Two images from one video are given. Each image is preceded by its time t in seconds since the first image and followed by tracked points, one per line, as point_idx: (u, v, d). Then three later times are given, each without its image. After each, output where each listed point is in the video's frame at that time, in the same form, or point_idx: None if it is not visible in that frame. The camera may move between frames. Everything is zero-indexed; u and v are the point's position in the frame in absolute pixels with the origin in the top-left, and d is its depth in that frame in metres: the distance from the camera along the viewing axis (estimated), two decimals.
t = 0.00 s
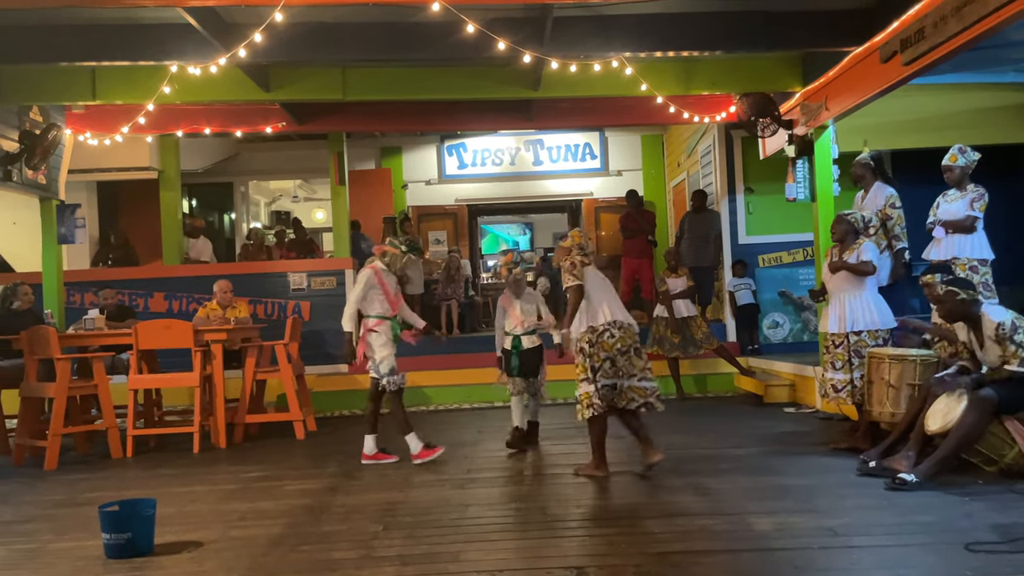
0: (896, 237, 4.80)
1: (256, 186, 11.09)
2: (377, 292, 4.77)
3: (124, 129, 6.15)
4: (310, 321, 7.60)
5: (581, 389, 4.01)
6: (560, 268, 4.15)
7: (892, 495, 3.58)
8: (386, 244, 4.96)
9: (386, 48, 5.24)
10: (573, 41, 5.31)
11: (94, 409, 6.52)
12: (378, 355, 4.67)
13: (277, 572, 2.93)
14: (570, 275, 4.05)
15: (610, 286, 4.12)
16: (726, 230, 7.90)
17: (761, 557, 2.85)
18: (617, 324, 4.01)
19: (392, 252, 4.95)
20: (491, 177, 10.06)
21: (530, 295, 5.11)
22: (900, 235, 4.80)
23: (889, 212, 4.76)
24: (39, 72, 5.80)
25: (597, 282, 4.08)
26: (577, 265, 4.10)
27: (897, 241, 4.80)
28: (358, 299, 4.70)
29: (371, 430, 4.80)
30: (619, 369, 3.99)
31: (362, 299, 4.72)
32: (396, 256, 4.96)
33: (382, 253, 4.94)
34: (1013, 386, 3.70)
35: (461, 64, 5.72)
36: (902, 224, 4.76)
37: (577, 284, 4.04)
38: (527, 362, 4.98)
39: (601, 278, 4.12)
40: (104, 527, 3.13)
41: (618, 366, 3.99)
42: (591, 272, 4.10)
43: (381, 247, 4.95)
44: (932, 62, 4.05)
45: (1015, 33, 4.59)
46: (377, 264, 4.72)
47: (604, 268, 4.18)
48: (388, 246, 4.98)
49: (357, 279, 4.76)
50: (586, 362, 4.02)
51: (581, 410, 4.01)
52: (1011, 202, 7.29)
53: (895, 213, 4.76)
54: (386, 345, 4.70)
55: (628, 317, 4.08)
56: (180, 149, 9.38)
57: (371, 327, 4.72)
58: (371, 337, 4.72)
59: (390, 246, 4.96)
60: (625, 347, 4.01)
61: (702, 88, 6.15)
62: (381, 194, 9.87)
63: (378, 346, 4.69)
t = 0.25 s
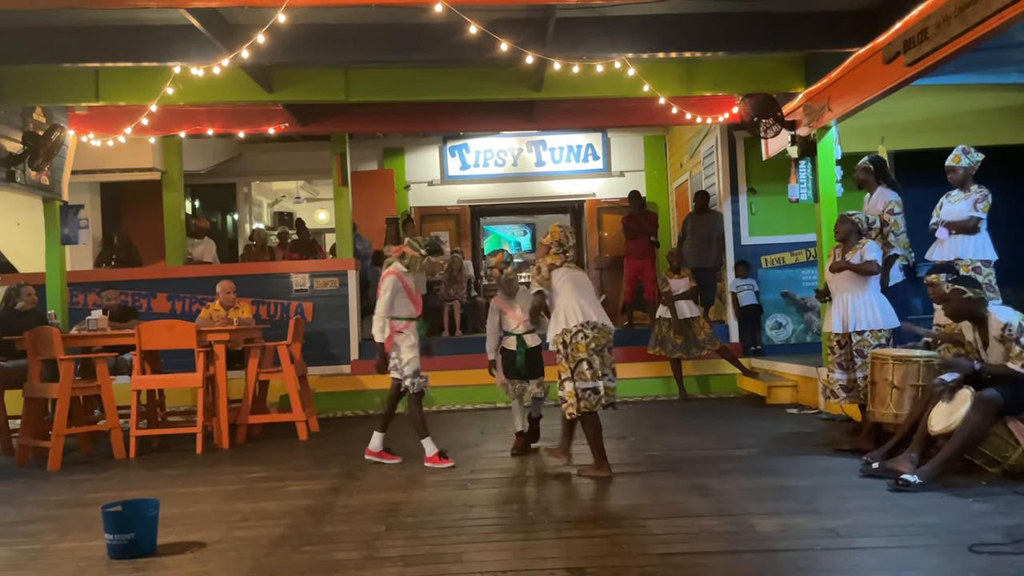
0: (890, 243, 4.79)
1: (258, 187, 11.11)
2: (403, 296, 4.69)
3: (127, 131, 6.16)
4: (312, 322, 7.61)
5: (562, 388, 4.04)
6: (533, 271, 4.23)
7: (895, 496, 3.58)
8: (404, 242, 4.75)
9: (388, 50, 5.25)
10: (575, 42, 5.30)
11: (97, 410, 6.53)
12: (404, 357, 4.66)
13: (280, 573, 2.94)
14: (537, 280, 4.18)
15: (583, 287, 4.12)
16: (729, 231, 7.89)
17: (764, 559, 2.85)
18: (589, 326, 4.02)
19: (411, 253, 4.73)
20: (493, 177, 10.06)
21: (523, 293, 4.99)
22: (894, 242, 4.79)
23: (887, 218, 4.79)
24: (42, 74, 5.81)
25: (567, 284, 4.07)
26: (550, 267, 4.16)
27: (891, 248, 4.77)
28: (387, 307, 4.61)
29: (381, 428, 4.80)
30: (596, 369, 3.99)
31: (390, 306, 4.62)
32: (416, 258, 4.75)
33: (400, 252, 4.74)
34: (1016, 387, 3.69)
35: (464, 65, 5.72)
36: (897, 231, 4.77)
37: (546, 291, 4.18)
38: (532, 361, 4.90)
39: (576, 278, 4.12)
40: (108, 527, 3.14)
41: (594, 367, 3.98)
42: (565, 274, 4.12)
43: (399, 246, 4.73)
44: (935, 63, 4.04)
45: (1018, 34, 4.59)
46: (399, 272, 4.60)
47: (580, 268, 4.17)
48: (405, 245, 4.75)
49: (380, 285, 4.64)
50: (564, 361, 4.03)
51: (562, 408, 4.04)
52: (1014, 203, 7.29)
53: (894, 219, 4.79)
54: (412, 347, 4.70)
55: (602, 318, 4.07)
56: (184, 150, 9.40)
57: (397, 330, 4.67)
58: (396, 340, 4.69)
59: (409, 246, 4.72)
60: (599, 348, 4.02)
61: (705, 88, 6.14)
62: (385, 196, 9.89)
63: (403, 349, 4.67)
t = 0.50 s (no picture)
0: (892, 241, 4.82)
1: (261, 188, 11.12)
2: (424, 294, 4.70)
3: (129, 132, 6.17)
4: (314, 323, 7.62)
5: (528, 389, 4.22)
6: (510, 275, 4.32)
7: (898, 498, 3.57)
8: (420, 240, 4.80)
9: (390, 50, 5.25)
10: (577, 42, 5.30)
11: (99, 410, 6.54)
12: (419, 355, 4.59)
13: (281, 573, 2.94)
14: (511, 288, 4.26)
15: (555, 293, 4.20)
16: (731, 232, 7.88)
17: (766, 560, 2.84)
18: (552, 334, 4.13)
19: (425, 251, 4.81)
20: (495, 178, 10.06)
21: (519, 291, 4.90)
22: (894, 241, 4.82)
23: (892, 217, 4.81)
24: (45, 75, 5.82)
25: (539, 289, 4.17)
26: (527, 271, 4.22)
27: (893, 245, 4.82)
28: (416, 303, 4.63)
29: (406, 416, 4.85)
30: (560, 374, 4.11)
31: (415, 302, 4.63)
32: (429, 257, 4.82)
33: (416, 250, 4.77)
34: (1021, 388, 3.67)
35: (466, 66, 5.72)
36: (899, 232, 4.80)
37: (513, 297, 4.28)
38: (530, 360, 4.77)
39: (549, 283, 4.19)
40: (110, 528, 3.14)
41: (558, 371, 4.11)
42: (538, 279, 4.19)
43: (415, 244, 4.77)
44: (938, 64, 4.04)
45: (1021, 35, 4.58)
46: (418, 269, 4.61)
47: (556, 274, 4.21)
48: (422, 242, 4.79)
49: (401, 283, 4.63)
50: (532, 364, 4.18)
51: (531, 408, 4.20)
52: (1017, 204, 7.28)
53: (899, 217, 4.83)
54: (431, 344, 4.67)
55: (568, 325, 4.17)
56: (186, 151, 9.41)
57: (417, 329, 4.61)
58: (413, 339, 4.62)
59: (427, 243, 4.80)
60: (564, 354, 4.13)
61: (707, 89, 6.14)
62: (387, 195, 10.07)
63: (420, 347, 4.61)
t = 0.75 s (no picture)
0: (905, 240, 4.80)
1: (263, 189, 11.13)
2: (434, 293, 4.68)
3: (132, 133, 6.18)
4: (317, 323, 7.63)
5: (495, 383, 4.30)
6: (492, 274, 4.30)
7: (901, 499, 3.57)
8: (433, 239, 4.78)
9: (393, 51, 5.25)
10: (579, 43, 5.29)
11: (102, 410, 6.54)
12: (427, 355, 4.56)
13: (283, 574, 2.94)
14: (497, 287, 4.21)
15: (537, 290, 4.23)
16: (734, 233, 7.88)
17: (768, 561, 2.84)
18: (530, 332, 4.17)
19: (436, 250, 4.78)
20: (497, 179, 10.06)
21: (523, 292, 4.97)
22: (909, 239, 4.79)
23: (902, 215, 4.76)
24: (48, 76, 5.83)
25: (523, 289, 4.21)
26: (509, 270, 4.23)
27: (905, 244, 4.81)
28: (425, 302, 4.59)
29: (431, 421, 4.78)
30: (529, 372, 4.17)
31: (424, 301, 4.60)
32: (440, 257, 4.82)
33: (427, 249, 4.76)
34: None
35: (469, 67, 5.72)
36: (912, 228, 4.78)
37: (502, 296, 4.21)
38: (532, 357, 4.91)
39: (529, 282, 4.23)
40: (112, 528, 3.15)
41: (528, 369, 4.17)
42: (522, 279, 4.22)
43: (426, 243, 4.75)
44: (941, 65, 4.03)
45: None
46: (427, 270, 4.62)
47: (537, 272, 4.24)
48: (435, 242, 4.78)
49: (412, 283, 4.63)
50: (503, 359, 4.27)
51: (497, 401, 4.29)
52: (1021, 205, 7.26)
53: (909, 217, 4.77)
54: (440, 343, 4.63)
55: (547, 323, 4.19)
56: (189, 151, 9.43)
57: (425, 328, 4.58)
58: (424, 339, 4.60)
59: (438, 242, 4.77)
60: (537, 353, 4.18)
61: (710, 90, 6.15)
62: (390, 197, 9.94)
63: (429, 346, 4.58)
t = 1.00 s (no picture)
0: (919, 237, 4.97)
1: (265, 190, 11.13)
2: (437, 292, 4.63)
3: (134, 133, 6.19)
4: (318, 324, 7.63)
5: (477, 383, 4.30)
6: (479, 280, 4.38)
7: (903, 501, 3.56)
8: (443, 239, 4.79)
9: (395, 52, 5.26)
10: (581, 44, 5.30)
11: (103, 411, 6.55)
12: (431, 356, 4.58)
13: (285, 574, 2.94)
14: (483, 290, 4.29)
15: (522, 292, 4.22)
16: (735, 234, 7.88)
17: (769, 562, 2.84)
18: (516, 333, 4.16)
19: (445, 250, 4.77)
20: (499, 180, 10.06)
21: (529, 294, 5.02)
22: (923, 234, 4.95)
23: (909, 214, 4.94)
24: (51, 77, 5.84)
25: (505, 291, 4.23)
26: (493, 275, 4.29)
27: (921, 241, 4.96)
28: (423, 301, 4.56)
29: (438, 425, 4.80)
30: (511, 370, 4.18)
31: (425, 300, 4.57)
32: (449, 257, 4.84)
33: (436, 249, 4.79)
34: None
35: (471, 68, 5.72)
36: (923, 224, 4.96)
37: (490, 299, 4.28)
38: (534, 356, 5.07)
39: (512, 285, 4.24)
40: (114, 528, 3.15)
41: (511, 368, 4.17)
42: (504, 282, 4.24)
43: (435, 243, 4.79)
44: (943, 66, 4.03)
45: None
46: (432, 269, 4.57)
47: (520, 274, 4.24)
48: (444, 242, 4.80)
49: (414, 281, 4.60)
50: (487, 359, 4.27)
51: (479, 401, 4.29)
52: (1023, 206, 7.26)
53: (915, 214, 4.95)
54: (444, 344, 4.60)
55: (532, 324, 4.16)
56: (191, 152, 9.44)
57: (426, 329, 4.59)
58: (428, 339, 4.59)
59: (446, 242, 4.77)
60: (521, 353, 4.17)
61: (711, 91, 6.16)
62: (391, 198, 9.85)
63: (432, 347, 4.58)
